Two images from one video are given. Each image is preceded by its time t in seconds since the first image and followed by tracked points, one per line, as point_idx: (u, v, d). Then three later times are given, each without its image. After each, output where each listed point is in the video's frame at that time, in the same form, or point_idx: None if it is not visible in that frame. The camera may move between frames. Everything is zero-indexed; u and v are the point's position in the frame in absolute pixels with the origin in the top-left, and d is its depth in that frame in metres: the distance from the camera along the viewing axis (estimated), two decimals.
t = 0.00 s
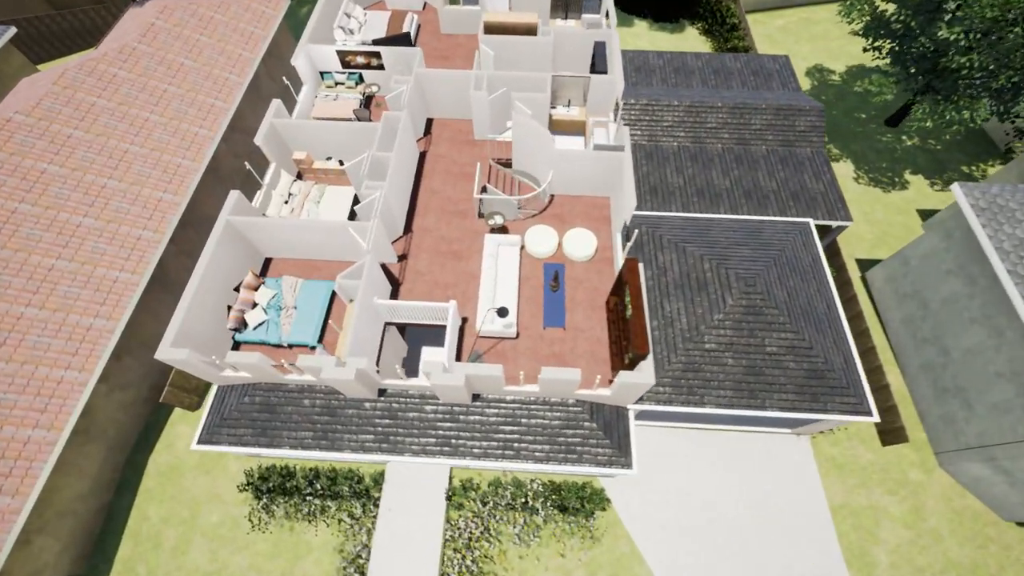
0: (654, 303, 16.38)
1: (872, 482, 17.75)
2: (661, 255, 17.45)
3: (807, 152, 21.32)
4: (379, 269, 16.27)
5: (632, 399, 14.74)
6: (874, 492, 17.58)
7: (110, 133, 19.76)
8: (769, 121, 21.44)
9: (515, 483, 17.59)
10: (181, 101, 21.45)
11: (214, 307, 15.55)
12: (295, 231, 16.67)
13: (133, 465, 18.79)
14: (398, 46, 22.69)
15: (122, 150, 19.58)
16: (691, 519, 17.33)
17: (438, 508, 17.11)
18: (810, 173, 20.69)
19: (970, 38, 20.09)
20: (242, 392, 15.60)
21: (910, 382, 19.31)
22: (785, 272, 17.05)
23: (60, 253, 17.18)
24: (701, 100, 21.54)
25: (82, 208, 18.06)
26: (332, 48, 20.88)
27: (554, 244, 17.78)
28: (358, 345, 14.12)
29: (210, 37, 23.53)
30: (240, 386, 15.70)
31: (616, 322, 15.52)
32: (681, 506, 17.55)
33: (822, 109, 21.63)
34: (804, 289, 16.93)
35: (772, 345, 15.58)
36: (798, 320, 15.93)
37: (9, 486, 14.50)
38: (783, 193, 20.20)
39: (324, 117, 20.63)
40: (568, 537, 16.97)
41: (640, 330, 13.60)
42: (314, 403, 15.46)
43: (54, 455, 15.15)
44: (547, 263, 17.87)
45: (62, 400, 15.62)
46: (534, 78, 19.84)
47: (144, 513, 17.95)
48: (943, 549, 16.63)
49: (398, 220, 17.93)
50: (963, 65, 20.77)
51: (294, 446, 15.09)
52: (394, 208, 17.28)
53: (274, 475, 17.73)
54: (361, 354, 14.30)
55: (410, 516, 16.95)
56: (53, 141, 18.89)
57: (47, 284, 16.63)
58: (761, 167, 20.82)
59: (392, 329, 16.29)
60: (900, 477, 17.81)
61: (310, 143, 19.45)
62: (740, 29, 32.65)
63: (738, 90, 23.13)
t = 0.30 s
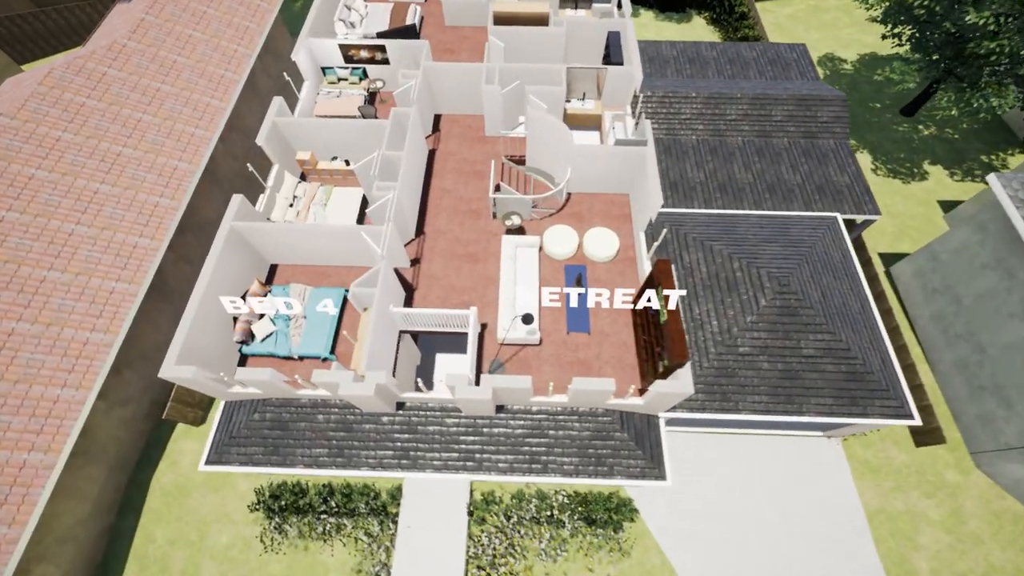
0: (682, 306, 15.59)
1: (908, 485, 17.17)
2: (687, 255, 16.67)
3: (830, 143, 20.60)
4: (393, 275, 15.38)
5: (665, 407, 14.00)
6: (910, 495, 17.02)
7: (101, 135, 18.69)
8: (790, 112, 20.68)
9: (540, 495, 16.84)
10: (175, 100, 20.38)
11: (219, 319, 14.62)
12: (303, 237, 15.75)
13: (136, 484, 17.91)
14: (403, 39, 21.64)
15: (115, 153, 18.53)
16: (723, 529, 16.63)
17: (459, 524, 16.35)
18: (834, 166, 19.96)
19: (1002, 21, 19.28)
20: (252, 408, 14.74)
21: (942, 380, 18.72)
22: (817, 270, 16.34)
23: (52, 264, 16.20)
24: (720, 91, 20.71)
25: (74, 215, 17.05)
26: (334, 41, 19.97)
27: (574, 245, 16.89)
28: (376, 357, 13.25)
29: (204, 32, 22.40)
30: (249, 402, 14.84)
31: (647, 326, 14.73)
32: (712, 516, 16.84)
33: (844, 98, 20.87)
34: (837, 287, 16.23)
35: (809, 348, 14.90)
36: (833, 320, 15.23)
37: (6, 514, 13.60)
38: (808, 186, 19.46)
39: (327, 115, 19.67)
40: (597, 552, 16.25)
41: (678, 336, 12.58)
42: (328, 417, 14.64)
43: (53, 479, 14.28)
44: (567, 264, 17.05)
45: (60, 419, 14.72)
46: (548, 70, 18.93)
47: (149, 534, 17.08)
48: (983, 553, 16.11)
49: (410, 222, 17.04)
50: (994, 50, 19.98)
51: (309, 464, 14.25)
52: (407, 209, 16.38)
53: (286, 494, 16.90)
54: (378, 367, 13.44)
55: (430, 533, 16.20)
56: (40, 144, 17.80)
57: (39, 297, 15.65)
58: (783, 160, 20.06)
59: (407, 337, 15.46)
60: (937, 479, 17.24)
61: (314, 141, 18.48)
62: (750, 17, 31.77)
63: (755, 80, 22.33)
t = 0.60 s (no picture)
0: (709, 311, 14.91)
1: (941, 491, 16.65)
2: (712, 257, 15.98)
3: (852, 137, 19.94)
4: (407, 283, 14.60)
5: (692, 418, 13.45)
6: (944, 501, 16.49)
7: (93, 139, 17.76)
8: (810, 106, 20.02)
9: (562, 509, 16.24)
10: (170, 101, 19.46)
11: (225, 334, 13.83)
12: (311, 244, 14.96)
13: (139, 505, 17.13)
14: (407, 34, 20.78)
15: (108, 158, 17.63)
16: (753, 541, 16.03)
17: (480, 542, 15.70)
18: (858, 161, 19.28)
19: None
20: (261, 426, 14.01)
21: (971, 381, 18.19)
22: (848, 270, 15.71)
23: (44, 276, 15.34)
24: (737, 85, 20.02)
25: (66, 225, 16.17)
26: (337, 37, 19.13)
27: (593, 248, 16.18)
28: (392, 372, 12.51)
29: (198, 29, 21.43)
30: (258, 419, 14.09)
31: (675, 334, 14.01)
32: (740, 528, 16.25)
33: (866, 90, 20.21)
34: (868, 288, 15.61)
35: (844, 353, 14.27)
36: (867, 323, 14.60)
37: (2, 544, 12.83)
38: (831, 182, 18.79)
39: (330, 115, 18.87)
40: (624, 568, 15.62)
41: (718, 348, 11.70)
42: (342, 435, 13.92)
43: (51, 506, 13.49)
44: (586, 268, 16.36)
45: (57, 442, 13.95)
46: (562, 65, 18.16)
47: (153, 558, 16.32)
48: (1021, 560, 15.60)
49: (421, 227, 16.27)
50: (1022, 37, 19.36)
51: (323, 485, 13.52)
52: (419, 214, 15.60)
53: (297, 513, 16.20)
54: (395, 382, 12.71)
55: (449, 552, 15.53)
56: (28, 149, 16.86)
57: (31, 312, 14.80)
58: (805, 155, 19.37)
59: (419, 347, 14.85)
60: (970, 483, 16.72)
61: (318, 144, 17.69)
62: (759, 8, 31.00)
63: (772, 73, 21.65)
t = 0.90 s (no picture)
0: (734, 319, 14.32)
1: (969, 500, 16.18)
2: (734, 262, 15.35)
3: (871, 135, 19.37)
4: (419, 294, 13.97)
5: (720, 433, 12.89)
6: (973, 511, 16.02)
7: (85, 145, 17.00)
8: (828, 103, 19.44)
9: (582, 526, 15.62)
10: (165, 104, 18.69)
11: (228, 351, 13.18)
12: (317, 255, 14.28)
13: (141, 526, 16.49)
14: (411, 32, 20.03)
15: (102, 165, 16.89)
16: (779, 556, 15.49)
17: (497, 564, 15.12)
18: (878, 160, 18.68)
19: None
20: (269, 447, 13.38)
21: (997, 385, 17.71)
22: (875, 275, 15.17)
23: (37, 290, 14.63)
24: (753, 82, 19.40)
25: (60, 236, 15.44)
26: (338, 37, 18.47)
27: (610, 255, 15.55)
28: (407, 390, 11.89)
29: (194, 29, 20.62)
30: (265, 439, 13.45)
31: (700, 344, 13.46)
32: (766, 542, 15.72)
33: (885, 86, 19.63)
34: (896, 293, 15.08)
35: (875, 362, 13.75)
36: (897, 330, 14.07)
37: None
38: (852, 182, 18.20)
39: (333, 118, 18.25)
40: None
41: (751, 362, 11.17)
42: (354, 454, 13.30)
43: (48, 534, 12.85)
44: (604, 275, 15.75)
45: (54, 466, 13.31)
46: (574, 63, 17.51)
47: None
48: None
49: (431, 234, 15.62)
50: None
51: (335, 509, 12.86)
52: (429, 221, 14.95)
53: (306, 535, 15.55)
54: (410, 401, 12.10)
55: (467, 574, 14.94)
56: (18, 157, 16.09)
57: (24, 328, 14.09)
58: (824, 155, 18.76)
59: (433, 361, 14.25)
60: (999, 492, 16.26)
61: (321, 148, 17.00)
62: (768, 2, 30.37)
63: (787, 69, 21.05)
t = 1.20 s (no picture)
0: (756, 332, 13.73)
1: (997, 514, 15.72)
2: (754, 271, 14.71)
3: (889, 137, 18.84)
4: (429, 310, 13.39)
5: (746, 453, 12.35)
6: (1001, 525, 15.55)
7: (78, 154, 16.33)
8: (845, 105, 18.90)
9: (599, 546, 15.14)
10: (160, 111, 18.01)
11: (231, 372, 12.59)
12: (322, 269, 13.69)
13: (142, 550, 15.92)
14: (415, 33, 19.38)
15: (95, 175, 16.22)
16: None
17: None
18: (897, 162, 18.12)
19: None
20: (274, 472, 12.80)
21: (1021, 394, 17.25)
22: (900, 284, 14.69)
23: (29, 308, 13.99)
24: (768, 84, 18.84)
25: (52, 250, 14.79)
26: (340, 40, 17.80)
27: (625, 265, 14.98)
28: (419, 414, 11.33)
29: (189, 32, 19.93)
30: (270, 464, 12.87)
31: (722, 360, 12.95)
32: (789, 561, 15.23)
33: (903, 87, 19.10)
34: (922, 303, 14.58)
35: (903, 376, 13.25)
36: (925, 342, 13.58)
37: None
38: (871, 185, 17.61)
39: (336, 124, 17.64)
40: None
41: (782, 384, 10.63)
42: (363, 479, 12.74)
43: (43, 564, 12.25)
44: (619, 286, 15.19)
45: (49, 492, 12.72)
46: (585, 66, 16.94)
47: None
48: None
49: (439, 246, 15.04)
50: None
51: (344, 536, 12.28)
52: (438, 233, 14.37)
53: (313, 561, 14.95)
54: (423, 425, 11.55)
55: None
56: (7, 167, 15.42)
57: (16, 348, 13.47)
58: (841, 157, 18.16)
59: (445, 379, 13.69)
60: None
61: (323, 156, 16.38)
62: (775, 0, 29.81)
63: (801, 69, 20.49)
